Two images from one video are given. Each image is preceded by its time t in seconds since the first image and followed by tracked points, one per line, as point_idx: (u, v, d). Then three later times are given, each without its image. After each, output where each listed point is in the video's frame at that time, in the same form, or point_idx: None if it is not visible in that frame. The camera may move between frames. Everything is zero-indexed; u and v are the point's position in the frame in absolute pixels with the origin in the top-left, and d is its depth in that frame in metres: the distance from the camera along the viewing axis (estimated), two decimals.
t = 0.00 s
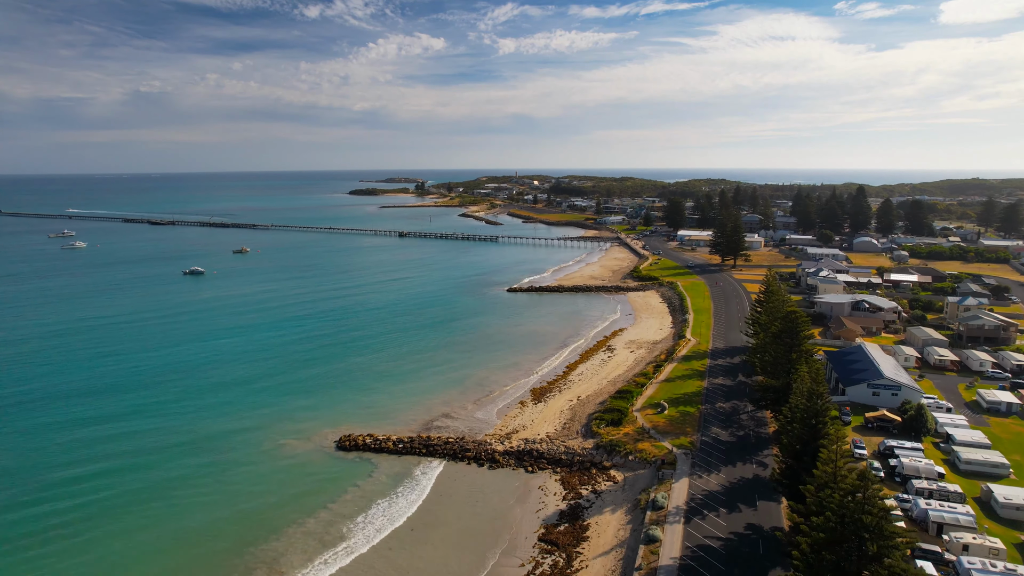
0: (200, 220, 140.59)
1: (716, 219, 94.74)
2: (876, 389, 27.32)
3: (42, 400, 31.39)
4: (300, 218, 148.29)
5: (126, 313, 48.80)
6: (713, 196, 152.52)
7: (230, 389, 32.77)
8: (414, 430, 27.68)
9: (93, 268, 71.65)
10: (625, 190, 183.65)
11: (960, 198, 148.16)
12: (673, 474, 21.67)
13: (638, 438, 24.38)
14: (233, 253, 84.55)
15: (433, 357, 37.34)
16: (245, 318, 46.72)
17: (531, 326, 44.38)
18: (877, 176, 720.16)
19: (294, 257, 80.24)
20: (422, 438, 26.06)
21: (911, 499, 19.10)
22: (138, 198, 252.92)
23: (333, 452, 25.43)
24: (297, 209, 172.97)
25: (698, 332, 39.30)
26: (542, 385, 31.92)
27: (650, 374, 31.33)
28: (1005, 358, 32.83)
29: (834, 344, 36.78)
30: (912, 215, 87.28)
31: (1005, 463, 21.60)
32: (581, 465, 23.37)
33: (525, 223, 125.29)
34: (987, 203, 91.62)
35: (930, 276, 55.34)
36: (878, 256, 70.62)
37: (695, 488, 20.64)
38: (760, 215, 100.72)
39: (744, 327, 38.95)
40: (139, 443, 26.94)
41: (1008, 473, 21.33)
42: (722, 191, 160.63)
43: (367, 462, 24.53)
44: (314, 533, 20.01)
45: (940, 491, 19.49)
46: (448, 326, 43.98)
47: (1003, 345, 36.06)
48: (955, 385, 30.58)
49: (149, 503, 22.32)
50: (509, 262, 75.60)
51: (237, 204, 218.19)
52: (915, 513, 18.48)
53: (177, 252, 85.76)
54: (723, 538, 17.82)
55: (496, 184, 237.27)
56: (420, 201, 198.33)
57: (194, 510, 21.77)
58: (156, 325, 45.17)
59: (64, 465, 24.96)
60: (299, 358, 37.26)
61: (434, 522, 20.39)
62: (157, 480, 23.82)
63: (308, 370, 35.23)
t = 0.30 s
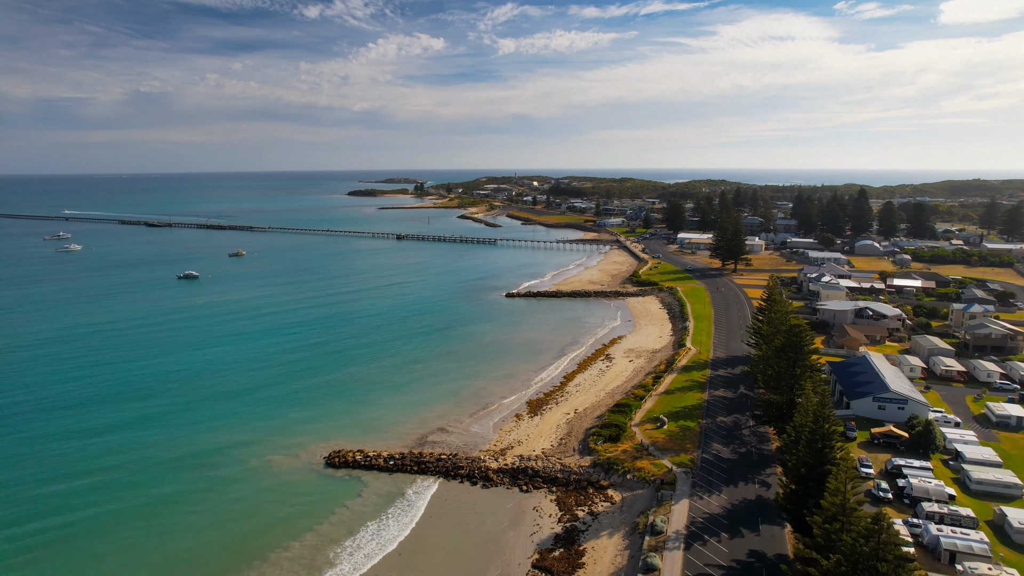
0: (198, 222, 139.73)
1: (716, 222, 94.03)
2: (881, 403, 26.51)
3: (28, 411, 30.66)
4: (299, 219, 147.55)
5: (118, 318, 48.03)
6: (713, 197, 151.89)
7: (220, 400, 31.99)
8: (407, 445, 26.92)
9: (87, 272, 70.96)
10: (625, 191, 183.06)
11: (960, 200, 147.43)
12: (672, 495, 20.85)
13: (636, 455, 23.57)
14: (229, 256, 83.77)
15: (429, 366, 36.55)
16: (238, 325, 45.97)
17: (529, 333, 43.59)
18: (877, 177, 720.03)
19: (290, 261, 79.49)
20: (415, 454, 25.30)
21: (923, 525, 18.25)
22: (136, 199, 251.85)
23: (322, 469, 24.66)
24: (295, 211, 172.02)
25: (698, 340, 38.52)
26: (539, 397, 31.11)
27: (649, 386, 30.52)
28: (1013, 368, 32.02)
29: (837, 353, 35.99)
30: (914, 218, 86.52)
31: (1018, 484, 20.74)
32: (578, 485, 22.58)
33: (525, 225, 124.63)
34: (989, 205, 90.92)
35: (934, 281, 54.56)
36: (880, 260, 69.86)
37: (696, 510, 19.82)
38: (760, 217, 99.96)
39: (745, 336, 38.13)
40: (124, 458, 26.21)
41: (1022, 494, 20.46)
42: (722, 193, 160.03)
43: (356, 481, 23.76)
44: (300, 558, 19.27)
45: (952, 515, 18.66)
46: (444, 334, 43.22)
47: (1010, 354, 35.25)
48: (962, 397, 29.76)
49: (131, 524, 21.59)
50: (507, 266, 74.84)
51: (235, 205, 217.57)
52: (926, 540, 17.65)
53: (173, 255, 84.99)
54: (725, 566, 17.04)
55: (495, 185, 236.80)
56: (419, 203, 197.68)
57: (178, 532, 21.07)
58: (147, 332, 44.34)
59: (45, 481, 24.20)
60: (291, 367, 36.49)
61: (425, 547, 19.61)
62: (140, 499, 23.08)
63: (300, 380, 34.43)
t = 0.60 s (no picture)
0: (195, 224, 138.87)
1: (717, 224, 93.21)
2: (888, 418, 25.72)
3: (10, 424, 29.86)
4: (297, 221, 146.50)
5: (108, 325, 47.18)
6: (713, 198, 150.94)
7: (209, 413, 31.16)
8: (400, 462, 26.12)
9: (81, 276, 70.11)
10: (625, 192, 182.06)
11: (962, 202, 146.58)
12: (672, 517, 20.06)
13: (635, 474, 22.77)
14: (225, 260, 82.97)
15: (424, 377, 35.73)
16: (231, 331, 45.12)
17: (526, 340, 42.81)
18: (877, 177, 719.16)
19: (287, 264, 78.64)
20: (406, 472, 24.51)
21: (935, 552, 17.44)
22: (134, 200, 250.99)
23: (310, 489, 23.88)
24: (294, 213, 171.19)
25: (697, 349, 37.73)
26: (535, 410, 30.29)
27: (648, 399, 29.72)
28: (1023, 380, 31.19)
29: (841, 364, 35.20)
30: (917, 220, 85.62)
31: None
32: (574, 505, 21.80)
33: (524, 227, 123.72)
34: (992, 208, 89.96)
35: (938, 287, 53.71)
36: (883, 264, 69.02)
37: (697, 535, 19.03)
38: (761, 219, 99.07)
39: (747, 345, 37.33)
40: (107, 475, 25.42)
41: None
42: (722, 195, 159.20)
43: (345, 501, 22.98)
44: None
45: (964, 541, 17.85)
46: (439, 342, 42.42)
47: (1019, 364, 34.43)
48: (970, 410, 28.95)
49: (109, 548, 20.81)
50: (505, 269, 74.03)
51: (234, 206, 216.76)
52: (939, 569, 16.85)
53: (168, 258, 84.14)
54: None
55: (494, 186, 236.00)
56: (418, 204, 196.74)
57: (158, 557, 20.30)
58: (138, 339, 43.49)
59: (24, 500, 23.42)
60: (282, 377, 35.65)
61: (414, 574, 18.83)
62: (121, 521, 22.30)
63: (292, 392, 33.59)
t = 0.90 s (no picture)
0: (193, 226, 138.07)
1: (718, 227, 92.43)
2: (895, 434, 24.91)
3: None
4: (294, 223, 145.79)
5: (98, 331, 46.34)
6: (714, 200, 150.17)
7: (198, 427, 30.37)
8: (392, 480, 25.32)
9: (74, 280, 69.32)
10: (625, 194, 181.34)
11: (964, 203, 145.99)
12: (672, 543, 19.26)
13: (633, 495, 21.94)
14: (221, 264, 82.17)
15: (419, 388, 34.93)
16: (223, 339, 44.34)
17: (524, 349, 42.02)
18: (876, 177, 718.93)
19: (283, 268, 77.85)
20: (397, 491, 23.76)
21: None
22: (133, 200, 250.30)
23: (299, 509, 23.10)
24: (292, 214, 170.39)
25: (698, 359, 36.95)
26: (532, 424, 29.48)
27: (648, 413, 28.92)
28: None
29: (845, 375, 34.41)
30: (919, 223, 84.83)
31: None
32: (570, 529, 21.00)
33: (523, 230, 123.00)
34: (994, 210, 89.18)
35: (942, 293, 52.92)
36: (885, 268, 68.23)
37: (698, 562, 18.23)
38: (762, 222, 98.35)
39: (748, 355, 36.56)
40: (89, 493, 24.61)
41: None
42: (722, 197, 158.45)
43: (334, 523, 22.20)
44: None
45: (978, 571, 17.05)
46: (435, 351, 41.60)
47: None
48: (979, 424, 28.15)
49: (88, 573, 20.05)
50: (504, 273, 73.22)
51: (234, 206, 215.89)
52: None
53: (164, 262, 83.40)
54: None
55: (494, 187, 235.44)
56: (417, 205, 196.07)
57: None
58: (129, 346, 42.68)
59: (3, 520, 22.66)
60: (274, 388, 34.85)
61: None
62: (101, 544, 21.52)
63: (284, 404, 32.82)
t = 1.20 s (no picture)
0: (190, 228, 137.31)
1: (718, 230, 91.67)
2: (902, 452, 24.08)
3: None
4: (292, 225, 145.01)
5: (88, 338, 45.49)
6: (713, 201, 149.39)
7: (186, 441, 29.54)
8: (384, 499, 24.52)
9: (68, 285, 68.49)
10: (625, 195, 180.66)
11: (965, 205, 145.36)
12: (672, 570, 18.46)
13: (632, 518, 21.14)
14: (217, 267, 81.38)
15: (414, 400, 34.13)
16: (216, 347, 43.55)
17: (521, 358, 41.22)
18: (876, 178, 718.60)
19: (279, 272, 77.02)
20: (388, 512, 22.96)
21: None
22: (131, 199, 249.09)
23: (286, 532, 22.29)
24: (290, 216, 169.61)
25: (699, 369, 36.14)
26: (528, 440, 28.67)
27: (648, 428, 28.15)
28: None
29: (849, 386, 33.57)
30: (921, 227, 84.07)
31: None
32: (566, 554, 20.20)
33: (522, 232, 122.28)
34: (997, 214, 88.40)
35: (946, 299, 52.13)
36: (888, 273, 67.48)
37: None
38: (762, 225, 97.67)
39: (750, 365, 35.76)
40: (71, 514, 23.78)
41: None
42: (722, 199, 157.78)
43: (322, 546, 21.41)
44: None
45: None
46: (431, 360, 40.78)
47: None
48: (989, 440, 27.29)
49: None
50: (502, 277, 72.39)
51: (232, 207, 214.98)
52: None
53: (159, 265, 82.62)
54: None
55: (493, 188, 234.73)
56: (416, 207, 195.22)
57: None
58: (120, 354, 41.85)
59: None
60: (265, 400, 34.05)
61: None
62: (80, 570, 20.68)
63: (275, 417, 32.02)
